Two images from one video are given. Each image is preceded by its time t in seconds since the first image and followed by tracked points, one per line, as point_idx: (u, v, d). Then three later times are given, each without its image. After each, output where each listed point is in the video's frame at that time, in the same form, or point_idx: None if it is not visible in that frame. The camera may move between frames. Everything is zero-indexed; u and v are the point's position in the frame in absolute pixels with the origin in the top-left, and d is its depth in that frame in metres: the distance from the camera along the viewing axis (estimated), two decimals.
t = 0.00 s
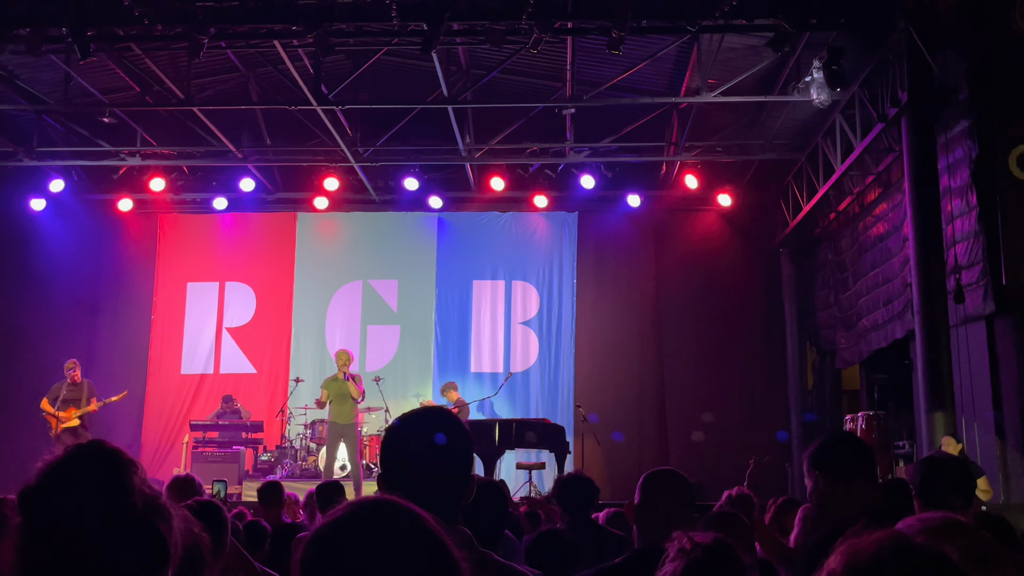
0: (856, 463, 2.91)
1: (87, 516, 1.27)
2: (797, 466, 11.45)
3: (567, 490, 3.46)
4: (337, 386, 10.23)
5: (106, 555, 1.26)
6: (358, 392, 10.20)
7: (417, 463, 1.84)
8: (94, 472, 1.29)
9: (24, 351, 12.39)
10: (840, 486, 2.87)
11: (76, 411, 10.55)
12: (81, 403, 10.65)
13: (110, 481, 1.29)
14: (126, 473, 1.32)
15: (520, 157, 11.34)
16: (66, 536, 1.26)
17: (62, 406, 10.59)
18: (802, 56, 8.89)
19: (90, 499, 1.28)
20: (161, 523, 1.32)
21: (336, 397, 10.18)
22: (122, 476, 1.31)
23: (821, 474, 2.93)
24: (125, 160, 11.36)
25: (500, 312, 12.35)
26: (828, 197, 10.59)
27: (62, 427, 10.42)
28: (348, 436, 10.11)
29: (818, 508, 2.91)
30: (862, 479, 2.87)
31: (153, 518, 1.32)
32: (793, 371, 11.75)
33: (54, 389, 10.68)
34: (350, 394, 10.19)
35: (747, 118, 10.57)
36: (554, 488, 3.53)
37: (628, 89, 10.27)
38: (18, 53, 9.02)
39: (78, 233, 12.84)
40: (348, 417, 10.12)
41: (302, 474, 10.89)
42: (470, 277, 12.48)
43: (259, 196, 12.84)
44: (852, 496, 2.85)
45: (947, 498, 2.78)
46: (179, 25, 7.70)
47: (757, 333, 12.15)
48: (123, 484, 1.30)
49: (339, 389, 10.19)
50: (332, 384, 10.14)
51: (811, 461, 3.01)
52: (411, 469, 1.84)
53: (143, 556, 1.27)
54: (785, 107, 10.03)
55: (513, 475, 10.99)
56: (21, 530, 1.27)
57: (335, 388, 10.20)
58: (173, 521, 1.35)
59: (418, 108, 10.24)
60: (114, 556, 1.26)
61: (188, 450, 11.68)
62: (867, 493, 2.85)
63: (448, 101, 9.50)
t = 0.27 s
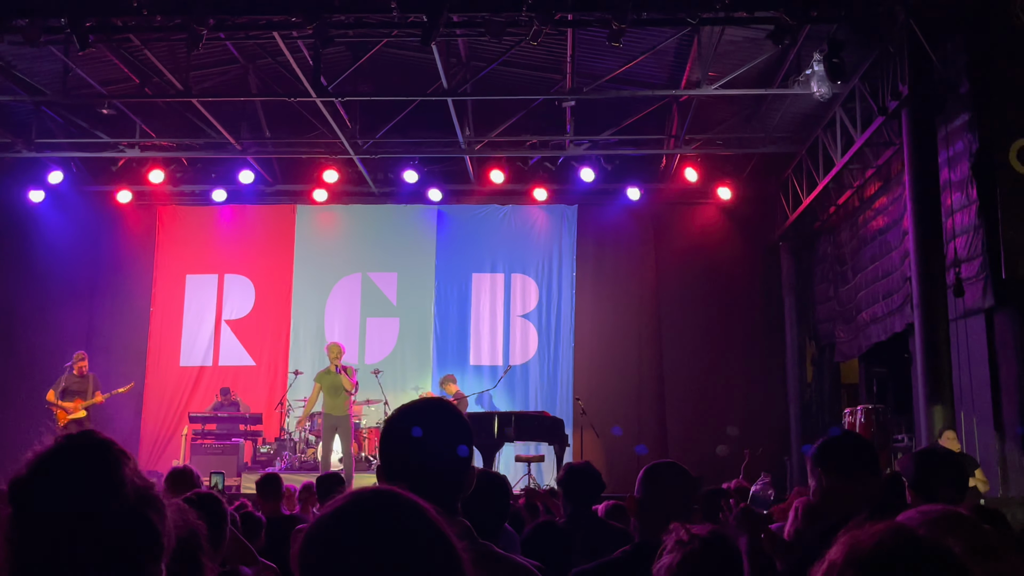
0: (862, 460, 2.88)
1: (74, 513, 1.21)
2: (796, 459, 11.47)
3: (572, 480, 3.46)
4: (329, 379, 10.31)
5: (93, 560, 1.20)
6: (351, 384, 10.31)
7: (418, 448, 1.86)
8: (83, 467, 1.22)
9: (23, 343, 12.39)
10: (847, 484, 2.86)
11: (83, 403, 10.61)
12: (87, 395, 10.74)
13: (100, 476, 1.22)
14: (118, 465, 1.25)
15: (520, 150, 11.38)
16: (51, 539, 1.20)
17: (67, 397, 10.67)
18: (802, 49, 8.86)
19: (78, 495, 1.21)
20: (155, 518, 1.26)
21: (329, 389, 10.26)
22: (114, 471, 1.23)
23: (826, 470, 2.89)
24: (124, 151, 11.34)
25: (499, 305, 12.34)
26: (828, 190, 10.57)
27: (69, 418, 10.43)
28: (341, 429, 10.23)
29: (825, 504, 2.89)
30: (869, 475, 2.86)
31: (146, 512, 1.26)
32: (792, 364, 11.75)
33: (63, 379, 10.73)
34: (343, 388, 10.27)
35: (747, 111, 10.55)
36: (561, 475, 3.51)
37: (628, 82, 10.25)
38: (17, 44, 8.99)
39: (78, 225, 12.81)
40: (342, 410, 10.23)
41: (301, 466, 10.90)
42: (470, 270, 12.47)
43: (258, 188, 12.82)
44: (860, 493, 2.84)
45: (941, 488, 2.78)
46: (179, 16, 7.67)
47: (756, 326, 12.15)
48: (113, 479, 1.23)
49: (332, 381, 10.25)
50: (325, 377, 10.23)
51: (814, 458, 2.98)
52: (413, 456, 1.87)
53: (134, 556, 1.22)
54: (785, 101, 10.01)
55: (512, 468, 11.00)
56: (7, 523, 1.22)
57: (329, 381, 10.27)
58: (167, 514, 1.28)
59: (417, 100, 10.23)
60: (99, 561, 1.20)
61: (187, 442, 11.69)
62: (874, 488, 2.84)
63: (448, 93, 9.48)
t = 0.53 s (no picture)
0: (879, 456, 2.71)
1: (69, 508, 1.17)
2: (798, 454, 11.47)
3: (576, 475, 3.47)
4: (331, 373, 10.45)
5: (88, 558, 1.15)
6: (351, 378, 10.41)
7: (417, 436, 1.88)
8: (74, 462, 1.19)
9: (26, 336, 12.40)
10: (861, 480, 2.69)
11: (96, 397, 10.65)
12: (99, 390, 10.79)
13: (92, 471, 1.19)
14: (111, 462, 1.21)
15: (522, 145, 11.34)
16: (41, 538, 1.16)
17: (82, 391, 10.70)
18: (806, 43, 8.84)
19: (72, 490, 1.18)
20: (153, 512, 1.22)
21: (330, 384, 10.40)
22: (107, 468, 1.20)
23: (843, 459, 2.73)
24: (126, 145, 11.34)
25: (501, 300, 12.35)
26: (831, 185, 10.56)
27: (80, 410, 10.46)
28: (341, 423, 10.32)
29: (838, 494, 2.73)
30: (887, 471, 2.69)
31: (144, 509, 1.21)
32: (794, 359, 11.75)
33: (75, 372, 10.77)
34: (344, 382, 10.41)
35: (750, 106, 10.53)
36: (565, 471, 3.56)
37: (631, 77, 10.24)
38: (19, 38, 8.99)
39: (80, 219, 12.82)
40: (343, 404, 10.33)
41: (303, 460, 10.91)
42: (472, 265, 12.47)
43: (260, 181, 12.81)
44: (873, 490, 2.67)
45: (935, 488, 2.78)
46: (181, 10, 7.67)
47: (758, 321, 12.14)
48: (105, 473, 1.20)
49: (333, 376, 10.40)
50: (326, 371, 10.38)
51: (830, 446, 2.81)
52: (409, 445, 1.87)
53: (132, 553, 1.18)
54: (788, 96, 9.99)
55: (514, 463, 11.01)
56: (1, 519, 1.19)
57: (329, 376, 10.41)
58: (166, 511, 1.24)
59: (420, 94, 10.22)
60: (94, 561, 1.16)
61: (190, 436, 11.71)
62: (887, 487, 2.67)
63: (450, 88, 9.47)
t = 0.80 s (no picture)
0: (910, 450, 2.54)
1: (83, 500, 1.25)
2: (805, 452, 11.45)
3: (584, 472, 3.48)
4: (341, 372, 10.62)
5: (105, 547, 1.24)
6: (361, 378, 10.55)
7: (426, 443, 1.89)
8: (83, 455, 1.27)
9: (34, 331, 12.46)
10: (890, 474, 2.52)
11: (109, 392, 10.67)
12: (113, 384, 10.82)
13: (102, 464, 1.27)
14: (116, 457, 1.30)
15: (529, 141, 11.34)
16: (57, 529, 1.23)
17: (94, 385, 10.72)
18: (813, 40, 8.83)
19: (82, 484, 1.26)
20: (159, 503, 1.31)
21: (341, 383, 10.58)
22: (112, 462, 1.28)
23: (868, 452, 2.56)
24: (134, 142, 11.37)
25: (508, 297, 12.35)
26: (839, 182, 10.54)
27: (94, 405, 10.49)
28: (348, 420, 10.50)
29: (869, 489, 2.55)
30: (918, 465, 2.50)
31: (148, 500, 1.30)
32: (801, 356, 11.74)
33: (88, 368, 10.80)
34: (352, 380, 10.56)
35: (757, 102, 10.51)
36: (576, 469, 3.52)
37: (638, 73, 10.23)
38: (27, 34, 9.02)
39: (88, 215, 12.87)
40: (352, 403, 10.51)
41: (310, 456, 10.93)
42: (479, 261, 12.47)
43: (267, 178, 12.83)
44: (905, 484, 2.49)
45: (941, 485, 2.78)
46: (189, 7, 7.69)
47: (765, 319, 12.13)
48: (113, 466, 1.28)
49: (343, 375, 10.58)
50: (336, 370, 10.57)
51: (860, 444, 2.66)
52: (419, 455, 1.89)
53: (144, 544, 1.27)
54: (796, 92, 9.97)
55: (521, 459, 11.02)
56: (10, 510, 1.25)
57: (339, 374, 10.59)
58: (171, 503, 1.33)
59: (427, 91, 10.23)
60: (111, 551, 1.24)
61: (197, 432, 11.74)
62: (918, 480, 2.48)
63: (457, 85, 9.47)
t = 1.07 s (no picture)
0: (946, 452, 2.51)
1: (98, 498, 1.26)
2: (817, 452, 11.43)
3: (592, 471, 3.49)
4: (354, 371, 10.51)
5: (122, 545, 1.25)
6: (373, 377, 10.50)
7: (437, 446, 1.91)
8: (95, 455, 1.29)
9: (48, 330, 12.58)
10: (925, 477, 2.48)
11: (123, 390, 10.74)
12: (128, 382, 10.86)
13: (115, 463, 1.29)
14: (124, 456, 1.31)
15: (540, 140, 11.33)
16: (74, 528, 1.25)
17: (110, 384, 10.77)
18: (826, 39, 8.80)
19: (93, 484, 1.27)
20: (173, 500, 1.33)
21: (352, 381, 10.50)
22: (121, 460, 1.29)
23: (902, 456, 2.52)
24: (147, 142, 11.41)
25: (519, 296, 12.36)
26: (851, 181, 10.50)
27: (108, 404, 10.56)
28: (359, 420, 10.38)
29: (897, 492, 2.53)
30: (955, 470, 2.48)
31: (159, 495, 1.31)
32: (813, 356, 11.71)
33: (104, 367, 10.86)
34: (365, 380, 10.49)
35: (769, 101, 10.49)
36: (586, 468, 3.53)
37: (650, 72, 10.22)
38: (42, 35, 9.07)
39: (102, 214, 12.97)
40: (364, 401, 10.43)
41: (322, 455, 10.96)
42: (490, 260, 12.49)
43: (279, 177, 12.87)
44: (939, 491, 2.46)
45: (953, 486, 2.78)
46: (202, 7, 7.72)
47: (777, 318, 12.10)
48: (125, 464, 1.30)
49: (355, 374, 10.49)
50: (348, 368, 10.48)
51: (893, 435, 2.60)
52: (434, 453, 1.91)
53: (159, 541, 1.28)
54: (808, 91, 9.94)
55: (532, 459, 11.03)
56: (28, 512, 1.27)
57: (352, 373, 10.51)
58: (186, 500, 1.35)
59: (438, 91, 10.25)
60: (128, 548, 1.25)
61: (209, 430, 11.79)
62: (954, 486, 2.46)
63: (469, 85, 9.49)
